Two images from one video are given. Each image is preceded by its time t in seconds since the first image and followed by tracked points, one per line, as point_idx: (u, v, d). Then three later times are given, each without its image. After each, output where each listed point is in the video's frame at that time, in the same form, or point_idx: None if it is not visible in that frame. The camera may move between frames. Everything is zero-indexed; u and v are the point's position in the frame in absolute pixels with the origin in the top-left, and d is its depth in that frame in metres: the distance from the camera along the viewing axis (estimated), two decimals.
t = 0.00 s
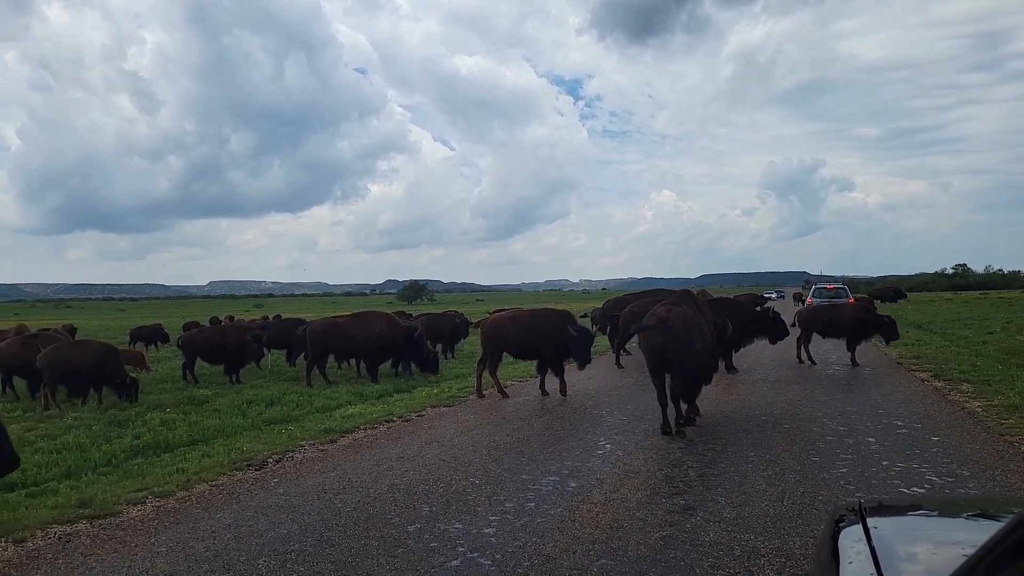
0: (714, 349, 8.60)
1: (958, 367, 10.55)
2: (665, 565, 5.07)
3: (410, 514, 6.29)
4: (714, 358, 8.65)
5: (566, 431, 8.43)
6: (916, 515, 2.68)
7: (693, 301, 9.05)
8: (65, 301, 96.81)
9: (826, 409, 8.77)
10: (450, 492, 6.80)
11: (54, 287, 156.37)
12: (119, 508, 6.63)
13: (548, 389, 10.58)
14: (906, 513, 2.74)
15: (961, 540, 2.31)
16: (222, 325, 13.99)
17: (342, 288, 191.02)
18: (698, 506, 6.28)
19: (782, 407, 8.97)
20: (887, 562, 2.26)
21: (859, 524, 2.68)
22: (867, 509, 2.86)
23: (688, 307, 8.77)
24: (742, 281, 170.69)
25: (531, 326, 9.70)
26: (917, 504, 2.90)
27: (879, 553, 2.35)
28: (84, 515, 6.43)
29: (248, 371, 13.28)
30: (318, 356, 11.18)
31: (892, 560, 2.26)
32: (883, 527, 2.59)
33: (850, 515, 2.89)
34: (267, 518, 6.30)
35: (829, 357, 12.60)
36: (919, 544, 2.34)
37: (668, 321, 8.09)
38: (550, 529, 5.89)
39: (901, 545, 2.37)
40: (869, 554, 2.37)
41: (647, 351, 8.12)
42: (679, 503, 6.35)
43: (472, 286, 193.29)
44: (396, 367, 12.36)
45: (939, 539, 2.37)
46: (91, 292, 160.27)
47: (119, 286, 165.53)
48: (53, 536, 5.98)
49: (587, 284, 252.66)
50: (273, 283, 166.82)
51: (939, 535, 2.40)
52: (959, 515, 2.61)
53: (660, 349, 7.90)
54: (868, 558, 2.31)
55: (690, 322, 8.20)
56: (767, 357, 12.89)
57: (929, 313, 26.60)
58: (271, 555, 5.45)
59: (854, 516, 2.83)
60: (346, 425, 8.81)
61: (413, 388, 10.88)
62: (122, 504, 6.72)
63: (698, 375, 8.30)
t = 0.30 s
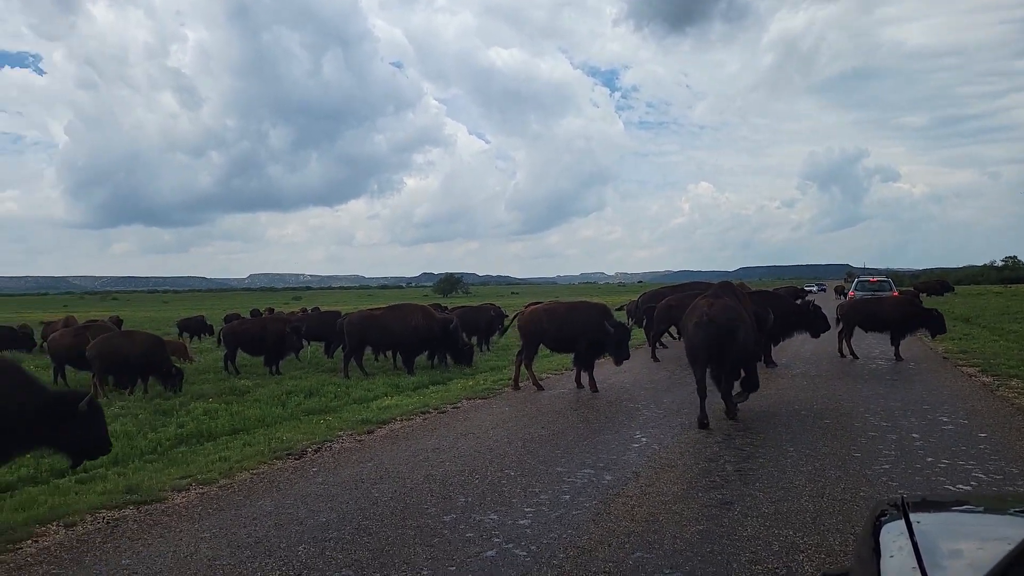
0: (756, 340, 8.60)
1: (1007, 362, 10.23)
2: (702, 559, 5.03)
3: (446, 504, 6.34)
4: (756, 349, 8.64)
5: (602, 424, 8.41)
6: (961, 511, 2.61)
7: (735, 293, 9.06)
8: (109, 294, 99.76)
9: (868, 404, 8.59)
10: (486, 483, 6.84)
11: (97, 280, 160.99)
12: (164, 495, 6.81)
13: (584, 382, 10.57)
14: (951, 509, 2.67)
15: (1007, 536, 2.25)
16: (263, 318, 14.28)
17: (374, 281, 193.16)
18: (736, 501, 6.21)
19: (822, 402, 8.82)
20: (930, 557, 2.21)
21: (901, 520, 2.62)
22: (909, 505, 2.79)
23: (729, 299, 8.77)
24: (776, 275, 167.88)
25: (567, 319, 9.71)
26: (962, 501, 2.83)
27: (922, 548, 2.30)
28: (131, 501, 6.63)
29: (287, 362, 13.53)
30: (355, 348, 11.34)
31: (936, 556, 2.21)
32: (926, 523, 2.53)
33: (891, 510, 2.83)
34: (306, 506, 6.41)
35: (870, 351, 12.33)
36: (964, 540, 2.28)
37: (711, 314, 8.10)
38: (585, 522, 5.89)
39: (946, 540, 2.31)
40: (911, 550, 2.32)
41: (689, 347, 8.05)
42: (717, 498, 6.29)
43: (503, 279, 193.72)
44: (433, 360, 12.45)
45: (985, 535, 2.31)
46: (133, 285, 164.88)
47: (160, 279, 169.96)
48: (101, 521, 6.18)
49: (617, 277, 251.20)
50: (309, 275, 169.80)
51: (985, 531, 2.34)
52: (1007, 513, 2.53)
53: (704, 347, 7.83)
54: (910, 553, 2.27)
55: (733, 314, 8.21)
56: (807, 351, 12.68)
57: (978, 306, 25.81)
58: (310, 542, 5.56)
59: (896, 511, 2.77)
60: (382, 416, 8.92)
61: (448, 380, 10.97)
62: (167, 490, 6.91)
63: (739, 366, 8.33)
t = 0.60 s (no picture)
0: (789, 337, 8.66)
1: None
2: (727, 556, 5.01)
3: (470, 499, 6.36)
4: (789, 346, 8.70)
5: (626, 420, 8.40)
6: (992, 510, 2.55)
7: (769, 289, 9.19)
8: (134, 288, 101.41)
9: (897, 402, 8.49)
10: (510, 478, 6.85)
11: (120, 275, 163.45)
12: (193, 486, 6.90)
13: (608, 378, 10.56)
14: (981, 508, 2.61)
15: None
16: (289, 312, 14.42)
17: (391, 277, 194.17)
18: (762, 498, 6.16)
19: (850, 399, 8.73)
20: (957, 557, 2.18)
21: (928, 518, 2.56)
22: (938, 503, 2.72)
23: (764, 294, 8.89)
24: (796, 271, 166.17)
25: (594, 316, 9.76)
26: (993, 500, 2.76)
27: (950, 547, 2.26)
28: (160, 492, 6.73)
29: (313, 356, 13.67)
30: (380, 342, 11.45)
31: (963, 555, 2.18)
32: (954, 521, 2.47)
33: (920, 509, 2.74)
34: (332, 499, 6.46)
35: (900, 349, 12.16)
36: (995, 540, 2.24)
37: (746, 306, 8.23)
38: (610, 517, 5.88)
39: (975, 540, 2.26)
40: (939, 550, 2.28)
41: (722, 342, 8.13)
42: (742, 494, 6.25)
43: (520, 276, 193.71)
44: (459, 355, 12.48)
45: (1016, 535, 2.26)
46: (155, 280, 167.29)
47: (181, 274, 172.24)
48: (132, 512, 6.28)
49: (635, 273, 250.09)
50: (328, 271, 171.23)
51: (1018, 531, 2.29)
52: None
53: (739, 341, 7.91)
54: (937, 553, 2.24)
55: (767, 308, 8.32)
56: (835, 347, 12.54)
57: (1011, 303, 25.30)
58: (336, 535, 5.61)
59: (925, 510, 2.70)
60: (408, 411, 8.96)
61: (473, 374, 11.01)
62: (196, 482, 7.00)
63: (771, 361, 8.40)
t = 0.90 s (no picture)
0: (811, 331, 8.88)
1: None
2: (739, 555, 4.98)
3: (481, 497, 6.37)
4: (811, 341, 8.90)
5: (637, 418, 8.37)
6: (1010, 511, 2.52)
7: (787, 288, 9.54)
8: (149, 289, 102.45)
9: (911, 400, 8.41)
10: (521, 476, 6.85)
11: (136, 276, 165.07)
12: (206, 484, 6.96)
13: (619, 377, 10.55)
14: (998, 508, 2.58)
15: None
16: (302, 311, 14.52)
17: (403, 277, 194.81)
18: (774, 497, 6.12)
19: (864, 398, 8.66)
20: (973, 557, 2.16)
21: (945, 518, 2.53)
22: (953, 503, 2.70)
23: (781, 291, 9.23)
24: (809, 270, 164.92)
25: (608, 313, 9.77)
26: (1009, 499, 2.74)
27: (967, 547, 2.24)
28: (174, 489, 6.79)
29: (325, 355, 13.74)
30: (391, 340, 11.53)
31: (980, 556, 2.16)
32: (970, 521, 2.44)
33: (933, 509, 2.72)
34: (343, 497, 6.49)
35: (915, 347, 12.04)
36: (1012, 541, 2.21)
37: (760, 304, 8.63)
38: (621, 516, 5.86)
39: (991, 540, 2.24)
40: (955, 550, 2.26)
41: (743, 336, 8.57)
42: (754, 493, 6.21)
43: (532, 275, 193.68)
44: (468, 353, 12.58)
45: None
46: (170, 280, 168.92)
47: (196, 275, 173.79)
48: (146, 509, 6.33)
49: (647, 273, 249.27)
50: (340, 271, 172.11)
51: None
52: None
53: (755, 335, 8.35)
54: (953, 553, 2.21)
55: (783, 304, 8.65)
56: (849, 346, 12.46)
57: None
58: (347, 532, 5.64)
59: (940, 510, 2.66)
60: (418, 409, 8.99)
61: (484, 373, 11.03)
62: (209, 480, 7.06)
63: (795, 354, 8.61)
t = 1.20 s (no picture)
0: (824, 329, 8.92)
1: None
2: (750, 553, 4.98)
3: (491, 494, 6.39)
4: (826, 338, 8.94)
5: (647, 416, 8.37)
6: None
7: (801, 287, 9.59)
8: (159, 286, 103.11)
9: (923, 398, 8.37)
10: (531, 473, 6.87)
11: (145, 273, 165.97)
12: (219, 480, 7.01)
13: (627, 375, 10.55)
14: (1015, 506, 2.56)
15: None
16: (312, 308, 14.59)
17: (410, 273, 195.14)
18: (785, 494, 6.11)
19: (876, 396, 8.62)
20: (987, 553, 2.16)
21: (959, 515, 2.53)
22: (967, 500, 2.69)
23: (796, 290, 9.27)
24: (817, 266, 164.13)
25: (626, 311, 9.81)
26: None
27: (981, 544, 2.24)
28: (187, 486, 6.83)
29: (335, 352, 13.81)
30: (401, 336, 11.63)
31: (994, 553, 2.16)
32: (984, 519, 2.43)
33: (946, 506, 2.71)
34: (354, 494, 6.52)
35: (928, 344, 11.95)
36: None
37: (778, 303, 8.65)
38: (631, 514, 5.87)
39: (1006, 537, 2.23)
40: (969, 547, 2.25)
41: (761, 335, 8.65)
42: (765, 491, 6.21)
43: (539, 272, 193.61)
44: (477, 350, 12.45)
45: None
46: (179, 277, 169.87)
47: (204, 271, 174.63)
48: (159, 505, 6.38)
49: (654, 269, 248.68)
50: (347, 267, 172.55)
51: None
52: None
53: (772, 336, 8.43)
54: (966, 550, 2.21)
55: (799, 302, 8.69)
56: (860, 343, 12.40)
57: None
58: (359, 529, 5.67)
59: (952, 508, 2.65)
60: (429, 406, 9.02)
61: (494, 370, 11.06)
62: (222, 476, 7.11)
63: (810, 352, 8.64)
